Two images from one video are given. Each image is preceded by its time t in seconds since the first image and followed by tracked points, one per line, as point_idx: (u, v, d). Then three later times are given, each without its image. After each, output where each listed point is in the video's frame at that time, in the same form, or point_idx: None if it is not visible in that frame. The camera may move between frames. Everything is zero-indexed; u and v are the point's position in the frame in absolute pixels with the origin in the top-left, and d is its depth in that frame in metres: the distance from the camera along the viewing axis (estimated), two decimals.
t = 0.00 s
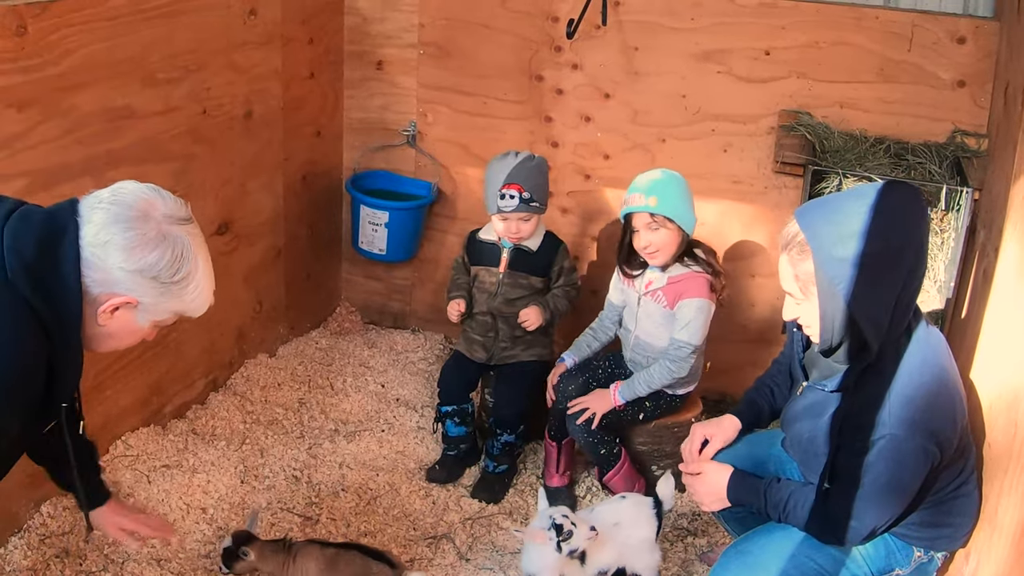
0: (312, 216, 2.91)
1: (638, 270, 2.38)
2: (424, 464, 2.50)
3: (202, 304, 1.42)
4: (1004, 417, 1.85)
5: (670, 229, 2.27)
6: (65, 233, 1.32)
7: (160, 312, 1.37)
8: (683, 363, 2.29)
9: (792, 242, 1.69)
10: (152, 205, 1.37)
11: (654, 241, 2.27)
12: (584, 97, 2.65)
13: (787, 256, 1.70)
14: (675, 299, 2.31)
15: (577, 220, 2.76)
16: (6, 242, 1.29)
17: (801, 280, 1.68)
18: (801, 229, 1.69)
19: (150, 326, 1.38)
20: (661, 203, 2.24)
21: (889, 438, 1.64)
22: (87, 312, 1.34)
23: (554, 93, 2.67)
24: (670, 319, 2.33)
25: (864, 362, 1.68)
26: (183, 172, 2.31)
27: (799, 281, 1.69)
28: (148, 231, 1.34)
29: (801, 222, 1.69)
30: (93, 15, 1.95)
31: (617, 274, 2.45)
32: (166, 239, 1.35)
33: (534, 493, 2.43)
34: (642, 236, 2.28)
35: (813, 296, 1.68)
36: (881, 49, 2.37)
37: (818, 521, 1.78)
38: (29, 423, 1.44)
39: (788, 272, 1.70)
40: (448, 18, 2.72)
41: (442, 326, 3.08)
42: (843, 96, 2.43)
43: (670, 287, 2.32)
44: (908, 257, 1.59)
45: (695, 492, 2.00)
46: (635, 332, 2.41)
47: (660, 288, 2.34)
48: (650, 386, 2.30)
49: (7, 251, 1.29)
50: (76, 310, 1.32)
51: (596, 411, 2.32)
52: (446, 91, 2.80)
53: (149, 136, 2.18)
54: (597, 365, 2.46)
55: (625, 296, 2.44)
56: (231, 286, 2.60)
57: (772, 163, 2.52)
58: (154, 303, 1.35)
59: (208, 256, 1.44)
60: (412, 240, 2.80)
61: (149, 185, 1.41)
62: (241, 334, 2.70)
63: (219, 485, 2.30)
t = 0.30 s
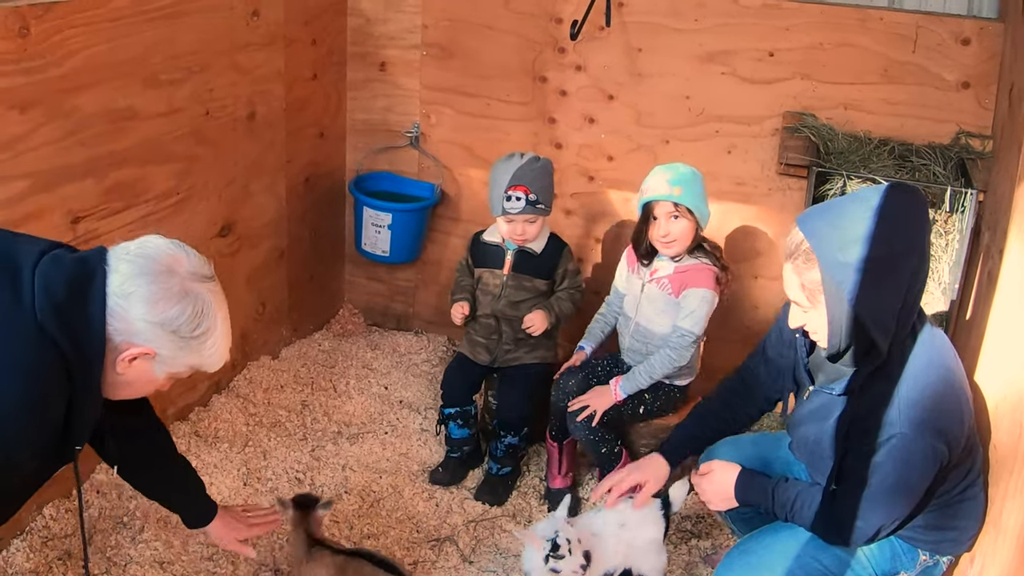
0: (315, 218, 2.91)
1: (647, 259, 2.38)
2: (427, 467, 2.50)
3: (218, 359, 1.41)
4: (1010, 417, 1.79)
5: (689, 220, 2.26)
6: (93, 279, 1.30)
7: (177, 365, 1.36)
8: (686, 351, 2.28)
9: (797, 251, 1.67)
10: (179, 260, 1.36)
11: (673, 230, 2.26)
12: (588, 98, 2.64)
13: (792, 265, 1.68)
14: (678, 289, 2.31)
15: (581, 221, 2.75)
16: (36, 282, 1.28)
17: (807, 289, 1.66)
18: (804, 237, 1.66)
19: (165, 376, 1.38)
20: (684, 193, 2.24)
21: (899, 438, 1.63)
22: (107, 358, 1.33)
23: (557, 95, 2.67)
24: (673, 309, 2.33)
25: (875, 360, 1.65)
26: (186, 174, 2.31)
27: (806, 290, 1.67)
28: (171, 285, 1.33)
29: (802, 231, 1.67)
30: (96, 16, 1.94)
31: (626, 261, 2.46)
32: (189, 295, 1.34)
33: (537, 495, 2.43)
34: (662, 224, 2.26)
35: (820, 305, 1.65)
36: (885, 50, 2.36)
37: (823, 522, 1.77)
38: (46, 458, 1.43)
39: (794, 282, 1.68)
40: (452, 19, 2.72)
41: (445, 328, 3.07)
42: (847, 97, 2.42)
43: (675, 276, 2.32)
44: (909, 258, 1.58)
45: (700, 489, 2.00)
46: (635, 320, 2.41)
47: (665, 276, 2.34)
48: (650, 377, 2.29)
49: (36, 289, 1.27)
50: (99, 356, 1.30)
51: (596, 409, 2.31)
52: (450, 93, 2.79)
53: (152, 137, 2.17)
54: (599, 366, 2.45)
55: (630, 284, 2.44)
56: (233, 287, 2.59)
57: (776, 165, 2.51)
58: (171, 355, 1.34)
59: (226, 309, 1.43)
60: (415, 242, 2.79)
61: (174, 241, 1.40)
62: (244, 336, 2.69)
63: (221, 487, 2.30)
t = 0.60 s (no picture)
0: (318, 220, 2.90)
1: (645, 253, 2.37)
2: (430, 470, 2.49)
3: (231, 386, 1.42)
4: (1015, 419, 1.76)
5: (686, 212, 2.28)
6: (112, 305, 1.29)
7: (191, 391, 1.37)
8: (705, 339, 2.33)
9: (801, 266, 1.65)
10: (198, 290, 1.37)
11: (670, 223, 2.28)
12: (591, 100, 2.64)
13: (794, 280, 1.66)
14: (686, 278, 2.33)
15: (584, 223, 2.74)
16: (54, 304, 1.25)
17: (812, 304, 1.64)
18: (808, 253, 1.64)
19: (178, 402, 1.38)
20: (683, 186, 2.25)
21: (915, 436, 1.63)
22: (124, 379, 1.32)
23: (560, 96, 2.66)
24: (682, 299, 2.34)
25: (886, 373, 1.66)
26: (188, 175, 2.30)
27: (811, 305, 1.64)
28: (191, 315, 1.33)
29: (804, 245, 1.66)
30: (98, 17, 1.93)
31: (616, 253, 2.46)
32: (206, 324, 1.35)
33: (543, 498, 2.42)
34: (659, 217, 2.28)
35: (826, 318, 1.63)
36: (889, 52, 2.35)
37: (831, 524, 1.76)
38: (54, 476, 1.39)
39: (797, 297, 1.66)
40: (455, 20, 2.71)
41: (448, 330, 3.07)
42: (852, 99, 2.42)
43: (681, 266, 2.33)
44: (913, 270, 1.58)
45: (705, 500, 1.99)
46: (639, 314, 2.41)
47: (669, 268, 2.35)
48: (676, 365, 2.32)
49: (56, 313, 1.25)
50: (115, 377, 1.29)
51: (621, 406, 2.31)
52: (453, 94, 2.79)
53: (154, 138, 2.17)
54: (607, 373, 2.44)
55: (628, 280, 2.42)
56: (235, 289, 2.58)
57: (780, 166, 2.51)
58: (186, 382, 1.35)
59: (242, 337, 1.44)
60: (418, 244, 2.79)
61: (193, 268, 1.41)
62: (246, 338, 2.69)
63: (224, 489, 2.29)
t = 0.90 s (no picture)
0: (320, 222, 2.90)
1: (643, 254, 2.37)
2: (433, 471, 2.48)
3: (237, 338, 1.42)
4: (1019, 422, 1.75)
5: (678, 212, 2.28)
6: (105, 264, 1.31)
7: (194, 345, 1.37)
8: (715, 334, 2.34)
9: (804, 273, 1.65)
10: (193, 240, 1.37)
11: (663, 225, 2.28)
12: (594, 101, 2.63)
13: (797, 286, 1.66)
14: (690, 276, 2.33)
15: (587, 225, 2.74)
16: (46, 271, 1.27)
17: (814, 312, 1.64)
18: (811, 260, 1.64)
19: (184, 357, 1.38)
20: (676, 188, 2.25)
21: (917, 440, 1.62)
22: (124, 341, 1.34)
23: (564, 97, 2.66)
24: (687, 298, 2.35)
25: (889, 379, 1.65)
26: (191, 176, 2.30)
27: (813, 313, 1.65)
28: (186, 266, 1.34)
29: (806, 250, 1.66)
30: (99, 19, 1.93)
31: (615, 262, 2.45)
32: (203, 274, 1.35)
33: (547, 501, 2.42)
34: (651, 219, 2.28)
35: (827, 326, 1.63)
36: (893, 54, 2.35)
37: (834, 529, 1.75)
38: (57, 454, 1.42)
39: (800, 303, 1.66)
40: (458, 22, 2.71)
41: (451, 332, 3.06)
42: (856, 100, 2.41)
43: (682, 265, 2.33)
44: (918, 278, 1.57)
45: (709, 502, 1.98)
46: (645, 316, 2.39)
47: (671, 267, 2.34)
48: (693, 364, 2.32)
49: (48, 278, 1.27)
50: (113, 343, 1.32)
51: (641, 409, 2.29)
52: (456, 96, 2.78)
53: (156, 139, 2.16)
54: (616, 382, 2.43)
55: (631, 285, 2.41)
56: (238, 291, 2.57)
57: (784, 168, 2.50)
58: (188, 335, 1.35)
59: (244, 289, 1.44)
60: (422, 246, 2.78)
61: (191, 219, 1.41)
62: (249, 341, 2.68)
63: (226, 492, 2.28)
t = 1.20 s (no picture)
0: (324, 224, 2.89)
1: (650, 259, 2.38)
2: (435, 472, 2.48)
3: (225, 272, 1.42)
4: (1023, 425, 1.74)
5: (677, 223, 2.27)
6: (83, 207, 1.31)
7: (182, 282, 1.37)
8: (722, 343, 2.32)
9: (809, 267, 1.64)
10: (171, 175, 1.37)
11: (661, 237, 2.28)
12: (598, 103, 2.62)
13: (802, 280, 1.65)
14: (697, 283, 2.32)
15: (591, 227, 2.73)
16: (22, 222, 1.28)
17: (817, 306, 1.63)
18: (817, 254, 1.63)
19: (172, 296, 1.38)
20: (674, 202, 2.24)
21: (921, 443, 1.61)
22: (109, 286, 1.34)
23: (567, 99, 2.65)
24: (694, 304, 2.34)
25: (891, 381, 1.65)
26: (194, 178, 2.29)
27: (816, 307, 1.64)
28: (165, 200, 1.33)
29: (813, 247, 1.65)
30: (101, 20, 1.92)
31: (626, 269, 2.45)
32: (184, 207, 1.35)
33: (550, 503, 2.41)
34: (649, 230, 2.28)
35: (830, 320, 1.62)
36: (897, 55, 2.34)
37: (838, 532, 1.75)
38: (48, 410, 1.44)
39: (803, 298, 1.65)
40: (461, 23, 2.71)
41: (454, 334, 3.05)
42: (860, 102, 2.40)
43: (690, 272, 2.33)
44: (924, 279, 1.57)
45: (714, 505, 1.97)
46: (653, 322, 2.39)
47: (680, 273, 2.34)
48: (699, 373, 2.30)
49: (24, 228, 1.27)
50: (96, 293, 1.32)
51: (644, 413, 2.28)
52: (459, 97, 2.78)
53: (159, 141, 2.15)
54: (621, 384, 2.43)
55: (640, 290, 2.41)
56: (240, 293, 2.57)
57: (788, 170, 2.49)
58: (175, 272, 1.35)
59: (229, 222, 1.43)
60: (425, 247, 2.78)
61: (168, 155, 1.41)
62: (252, 343, 2.68)
63: (229, 495, 2.28)
